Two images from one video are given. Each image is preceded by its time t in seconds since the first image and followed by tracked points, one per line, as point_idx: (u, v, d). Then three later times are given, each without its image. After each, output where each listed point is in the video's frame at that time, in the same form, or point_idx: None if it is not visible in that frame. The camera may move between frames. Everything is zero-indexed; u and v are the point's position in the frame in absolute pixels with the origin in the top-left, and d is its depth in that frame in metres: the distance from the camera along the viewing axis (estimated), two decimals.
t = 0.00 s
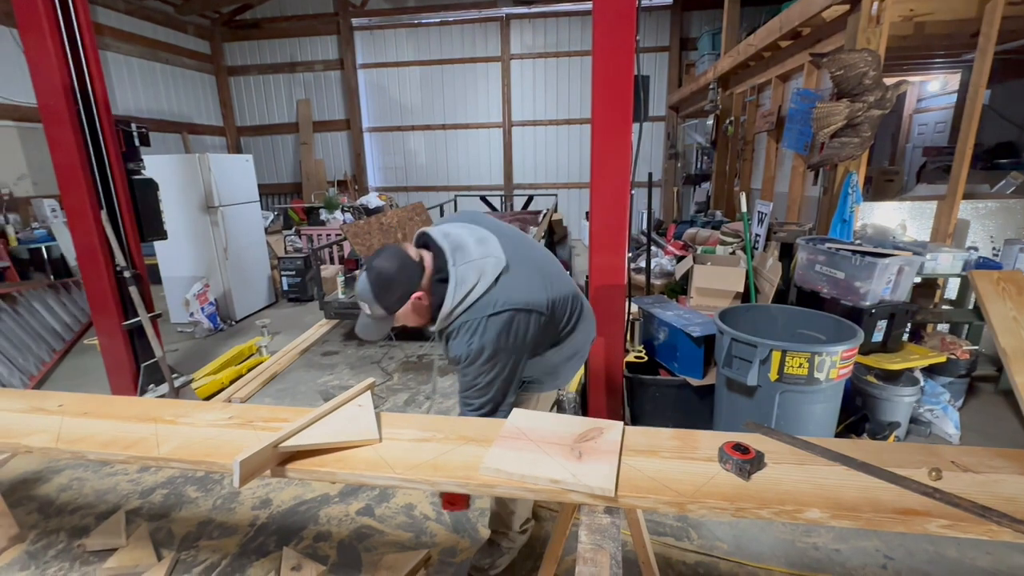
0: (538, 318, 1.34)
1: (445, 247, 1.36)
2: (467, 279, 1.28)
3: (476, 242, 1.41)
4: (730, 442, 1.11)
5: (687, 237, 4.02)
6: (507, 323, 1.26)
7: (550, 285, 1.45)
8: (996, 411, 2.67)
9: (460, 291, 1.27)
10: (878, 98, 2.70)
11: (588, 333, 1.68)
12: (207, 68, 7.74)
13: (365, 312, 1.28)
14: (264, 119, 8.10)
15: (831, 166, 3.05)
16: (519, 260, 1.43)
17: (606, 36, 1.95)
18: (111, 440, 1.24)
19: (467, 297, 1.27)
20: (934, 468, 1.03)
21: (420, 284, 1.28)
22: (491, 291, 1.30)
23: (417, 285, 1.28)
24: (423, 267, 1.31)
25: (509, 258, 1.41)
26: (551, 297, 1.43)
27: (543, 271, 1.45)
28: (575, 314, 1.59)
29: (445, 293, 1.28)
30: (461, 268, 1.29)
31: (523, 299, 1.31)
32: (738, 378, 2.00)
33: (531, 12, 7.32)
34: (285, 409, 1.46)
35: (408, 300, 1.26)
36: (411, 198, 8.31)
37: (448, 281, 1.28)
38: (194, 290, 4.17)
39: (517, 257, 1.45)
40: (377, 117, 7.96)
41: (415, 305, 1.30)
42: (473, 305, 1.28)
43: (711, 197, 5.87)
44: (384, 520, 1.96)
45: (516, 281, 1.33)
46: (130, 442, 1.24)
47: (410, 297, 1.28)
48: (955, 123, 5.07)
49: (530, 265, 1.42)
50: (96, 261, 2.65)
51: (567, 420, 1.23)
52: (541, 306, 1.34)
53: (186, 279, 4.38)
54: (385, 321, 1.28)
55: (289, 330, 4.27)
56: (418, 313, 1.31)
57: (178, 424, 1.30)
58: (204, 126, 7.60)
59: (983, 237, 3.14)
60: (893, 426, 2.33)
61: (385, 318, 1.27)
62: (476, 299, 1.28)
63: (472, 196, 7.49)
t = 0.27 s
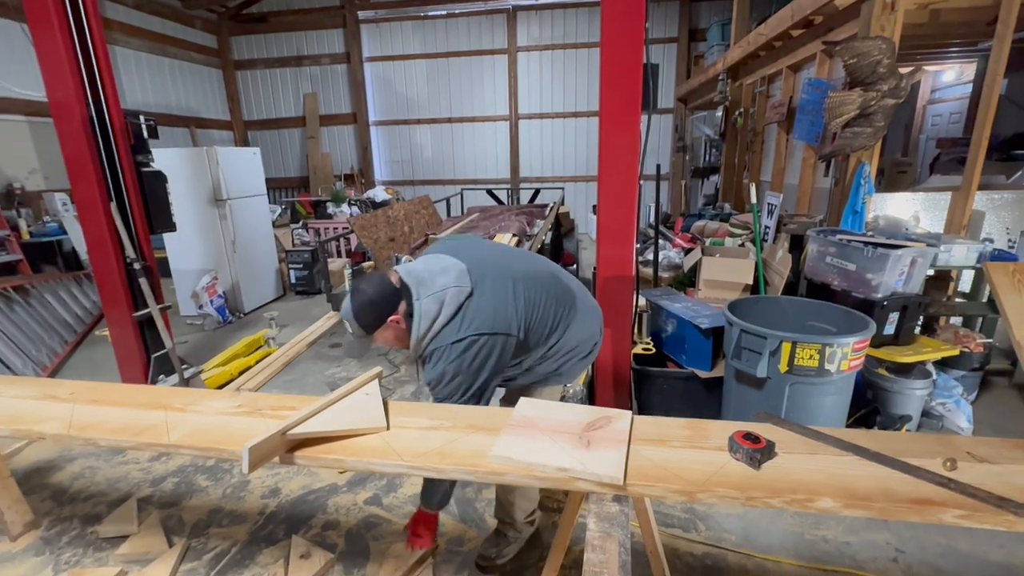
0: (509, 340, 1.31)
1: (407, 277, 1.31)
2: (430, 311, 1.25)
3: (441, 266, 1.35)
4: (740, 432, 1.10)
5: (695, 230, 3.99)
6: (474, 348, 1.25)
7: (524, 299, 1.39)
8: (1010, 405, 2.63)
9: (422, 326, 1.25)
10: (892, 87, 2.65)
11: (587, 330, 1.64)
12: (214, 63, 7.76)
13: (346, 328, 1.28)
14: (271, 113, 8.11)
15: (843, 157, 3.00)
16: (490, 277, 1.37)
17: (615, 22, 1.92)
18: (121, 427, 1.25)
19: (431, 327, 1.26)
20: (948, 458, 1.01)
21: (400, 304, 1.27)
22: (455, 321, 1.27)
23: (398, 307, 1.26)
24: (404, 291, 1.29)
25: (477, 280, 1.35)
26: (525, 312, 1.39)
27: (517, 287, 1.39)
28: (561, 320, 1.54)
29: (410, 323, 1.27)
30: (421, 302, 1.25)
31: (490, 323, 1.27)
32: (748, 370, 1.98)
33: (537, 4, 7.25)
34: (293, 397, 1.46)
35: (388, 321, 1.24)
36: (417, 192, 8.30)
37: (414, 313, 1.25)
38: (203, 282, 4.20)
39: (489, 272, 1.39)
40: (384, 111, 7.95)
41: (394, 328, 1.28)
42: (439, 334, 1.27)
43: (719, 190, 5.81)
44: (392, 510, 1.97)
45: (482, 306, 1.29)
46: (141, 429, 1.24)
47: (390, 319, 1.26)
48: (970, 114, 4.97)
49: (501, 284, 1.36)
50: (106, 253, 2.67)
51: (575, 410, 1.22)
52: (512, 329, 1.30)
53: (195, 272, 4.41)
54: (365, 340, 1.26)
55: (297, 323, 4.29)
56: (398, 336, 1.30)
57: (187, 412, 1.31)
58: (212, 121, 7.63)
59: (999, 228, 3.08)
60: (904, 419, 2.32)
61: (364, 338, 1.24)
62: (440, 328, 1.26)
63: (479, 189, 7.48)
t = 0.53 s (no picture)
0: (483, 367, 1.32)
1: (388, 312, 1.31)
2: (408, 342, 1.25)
3: (420, 296, 1.34)
4: (747, 430, 1.09)
5: (702, 228, 3.96)
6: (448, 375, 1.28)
7: (501, 324, 1.38)
8: None
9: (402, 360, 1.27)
10: (903, 82, 2.62)
11: (586, 342, 1.58)
12: (223, 63, 7.82)
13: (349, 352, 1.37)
14: (279, 113, 8.16)
15: (853, 153, 2.97)
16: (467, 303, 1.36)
17: (622, 19, 1.91)
18: (131, 423, 1.27)
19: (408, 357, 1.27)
20: (961, 458, 1.00)
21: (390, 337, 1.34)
22: (433, 356, 1.28)
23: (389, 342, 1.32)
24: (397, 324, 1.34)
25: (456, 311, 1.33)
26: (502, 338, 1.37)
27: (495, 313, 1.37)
28: (556, 339, 1.50)
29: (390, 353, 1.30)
30: (400, 337, 1.23)
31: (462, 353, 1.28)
32: (756, 369, 1.96)
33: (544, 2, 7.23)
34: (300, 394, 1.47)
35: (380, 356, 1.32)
36: (423, 190, 8.31)
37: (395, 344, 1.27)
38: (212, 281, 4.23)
39: (467, 298, 1.39)
40: (390, 110, 7.97)
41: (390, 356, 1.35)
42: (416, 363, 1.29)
43: (727, 187, 5.77)
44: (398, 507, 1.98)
45: (457, 339, 1.28)
46: (149, 425, 1.26)
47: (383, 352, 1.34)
48: (983, 110, 4.90)
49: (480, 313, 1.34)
50: (116, 251, 2.69)
51: (583, 408, 1.21)
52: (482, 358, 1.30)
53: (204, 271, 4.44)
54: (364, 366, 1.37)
55: (304, 321, 4.31)
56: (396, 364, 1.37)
57: (195, 408, 1.32)
58: (221, 121, 7.69)
59: (1013, 226, 3.03)
60: (915, 419, 2.30)
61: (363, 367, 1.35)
62: (418, 359, 1.28)
63: (485, 188, 7.48)
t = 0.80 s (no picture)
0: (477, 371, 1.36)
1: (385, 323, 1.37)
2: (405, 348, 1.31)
3: (415, 306, 1.39)
4: (751, 426, 1.09)
5: (705, 223, 3.95)
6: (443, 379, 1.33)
7: (493, 333, 1.41)
8: None
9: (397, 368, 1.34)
10: (909, 76, 2.60)
11: (587, 343, 1.57)
12: (225, 60, 7.81)
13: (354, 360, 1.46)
14: (281, 110, 8.15)
15: (857, 148, 2.96)
16: (461, 310, 1.41)
17: (624, 13, 1.89)
18: (136, 419, 1.27)
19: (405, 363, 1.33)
20: (966, 454, 0.99)
21: (390, 346, 1.43)
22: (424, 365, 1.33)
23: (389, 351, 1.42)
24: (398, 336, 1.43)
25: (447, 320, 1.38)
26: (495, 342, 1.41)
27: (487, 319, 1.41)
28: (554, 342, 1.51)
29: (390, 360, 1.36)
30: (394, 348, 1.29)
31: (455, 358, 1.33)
32: (760, 365, 1.96)
33: None
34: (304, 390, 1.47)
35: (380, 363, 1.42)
36: (426, 187, 8.31)
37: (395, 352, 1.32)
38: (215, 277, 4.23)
39: (460, 307, 1.43)
40: (392, 107, 7.96)
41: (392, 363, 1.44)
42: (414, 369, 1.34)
43: (730, 183, 5.74)
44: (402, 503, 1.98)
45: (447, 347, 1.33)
46: (154, 421, 1.26)
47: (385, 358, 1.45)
48: (990, 104, 4.86)
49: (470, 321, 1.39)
50: (120, 248, 2.70)
51: (587, 403, 1.21)
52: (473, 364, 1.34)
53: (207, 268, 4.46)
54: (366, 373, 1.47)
55: (307, 318, 4.32)
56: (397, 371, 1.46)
57: (200, 405, 1.33)
58: (223, 118, 7.69)
59: (1019, 221, 3.01)
60: (920, 415, 2.28)
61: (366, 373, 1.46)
62: (415, 364, 1.33)
63: (487, 184, 7.47)
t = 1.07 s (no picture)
0: (484, 328, 1.34)
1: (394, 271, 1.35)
2: (416, 291, 1.30)
3: (427, 255, 1.37)
4: (752, 421, 1.09)
5: (704, 220, 3.95)
6: (448, 331, 1.29)
7: (506, 290, 1.40)
8: None
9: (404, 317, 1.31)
10: (908, 71, 2.60)
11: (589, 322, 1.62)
12: (222, 57, 7.78)
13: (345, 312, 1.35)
14: (279, 107, 8.13)
15: (857, 143, 2.96)
16: (476, 264, 1.39)
17: (623, 9, 1.89)
18: (137, 417, 1.27)
19: (410, 308, 1.30)
20: (965, 447, 1.00)
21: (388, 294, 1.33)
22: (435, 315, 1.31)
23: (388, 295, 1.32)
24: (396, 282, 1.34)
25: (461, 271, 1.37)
26: (507, 302, 1.40)
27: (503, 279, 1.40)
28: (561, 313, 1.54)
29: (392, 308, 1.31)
30: (403, 294, 1.28)
31: (466, 311, 1.31)
32: (760, 360, 1.96)
33: None
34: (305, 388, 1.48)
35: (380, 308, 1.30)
36: (425, 184, 8.29)
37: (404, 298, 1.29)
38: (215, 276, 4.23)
39: (475, 261, 1.41)
40: (391, 103, 7.94)
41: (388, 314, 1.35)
42: (419, 317, 1.30)
43: (730, 179, 5.74)
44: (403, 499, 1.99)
45: (462, 298, 1.32)
46: (156, 418, 1.26)
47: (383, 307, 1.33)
48: (989, 99, 4.86)
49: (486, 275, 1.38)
50: (119, 246, 2.70)
51: (589, 399, 1.21)
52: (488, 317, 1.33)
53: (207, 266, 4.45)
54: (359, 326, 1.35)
55: (306, 316, 4.32)
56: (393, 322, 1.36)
57: (201, 402, 1.33)
58: (221, 116, 7.67)
59: (1017, 216, 3.01)
60: (919, 410, 2.29)
61: (361, 323, 1.33)
62: (423, 314, 1.31)
63: (486, 182, 7.45)
